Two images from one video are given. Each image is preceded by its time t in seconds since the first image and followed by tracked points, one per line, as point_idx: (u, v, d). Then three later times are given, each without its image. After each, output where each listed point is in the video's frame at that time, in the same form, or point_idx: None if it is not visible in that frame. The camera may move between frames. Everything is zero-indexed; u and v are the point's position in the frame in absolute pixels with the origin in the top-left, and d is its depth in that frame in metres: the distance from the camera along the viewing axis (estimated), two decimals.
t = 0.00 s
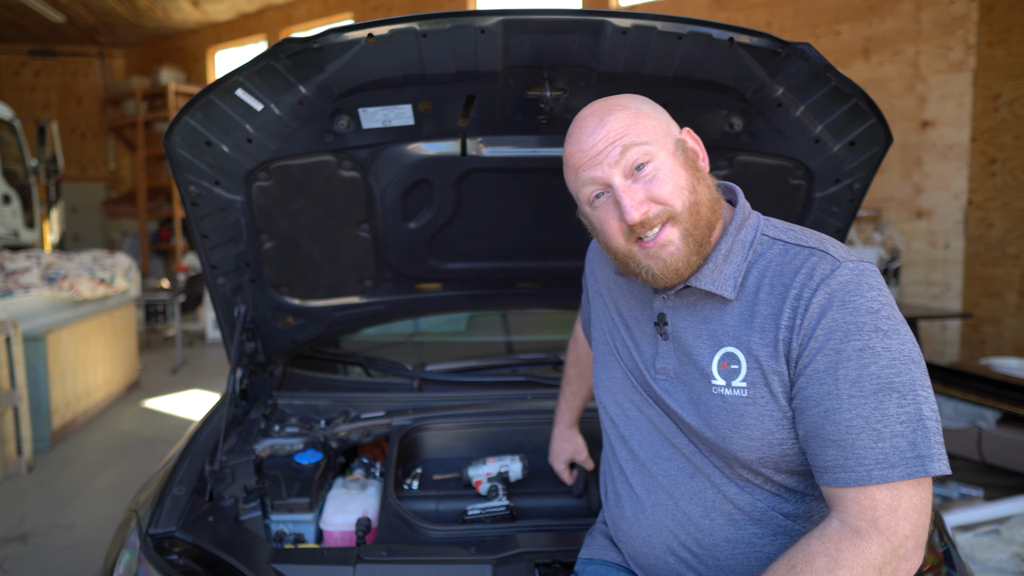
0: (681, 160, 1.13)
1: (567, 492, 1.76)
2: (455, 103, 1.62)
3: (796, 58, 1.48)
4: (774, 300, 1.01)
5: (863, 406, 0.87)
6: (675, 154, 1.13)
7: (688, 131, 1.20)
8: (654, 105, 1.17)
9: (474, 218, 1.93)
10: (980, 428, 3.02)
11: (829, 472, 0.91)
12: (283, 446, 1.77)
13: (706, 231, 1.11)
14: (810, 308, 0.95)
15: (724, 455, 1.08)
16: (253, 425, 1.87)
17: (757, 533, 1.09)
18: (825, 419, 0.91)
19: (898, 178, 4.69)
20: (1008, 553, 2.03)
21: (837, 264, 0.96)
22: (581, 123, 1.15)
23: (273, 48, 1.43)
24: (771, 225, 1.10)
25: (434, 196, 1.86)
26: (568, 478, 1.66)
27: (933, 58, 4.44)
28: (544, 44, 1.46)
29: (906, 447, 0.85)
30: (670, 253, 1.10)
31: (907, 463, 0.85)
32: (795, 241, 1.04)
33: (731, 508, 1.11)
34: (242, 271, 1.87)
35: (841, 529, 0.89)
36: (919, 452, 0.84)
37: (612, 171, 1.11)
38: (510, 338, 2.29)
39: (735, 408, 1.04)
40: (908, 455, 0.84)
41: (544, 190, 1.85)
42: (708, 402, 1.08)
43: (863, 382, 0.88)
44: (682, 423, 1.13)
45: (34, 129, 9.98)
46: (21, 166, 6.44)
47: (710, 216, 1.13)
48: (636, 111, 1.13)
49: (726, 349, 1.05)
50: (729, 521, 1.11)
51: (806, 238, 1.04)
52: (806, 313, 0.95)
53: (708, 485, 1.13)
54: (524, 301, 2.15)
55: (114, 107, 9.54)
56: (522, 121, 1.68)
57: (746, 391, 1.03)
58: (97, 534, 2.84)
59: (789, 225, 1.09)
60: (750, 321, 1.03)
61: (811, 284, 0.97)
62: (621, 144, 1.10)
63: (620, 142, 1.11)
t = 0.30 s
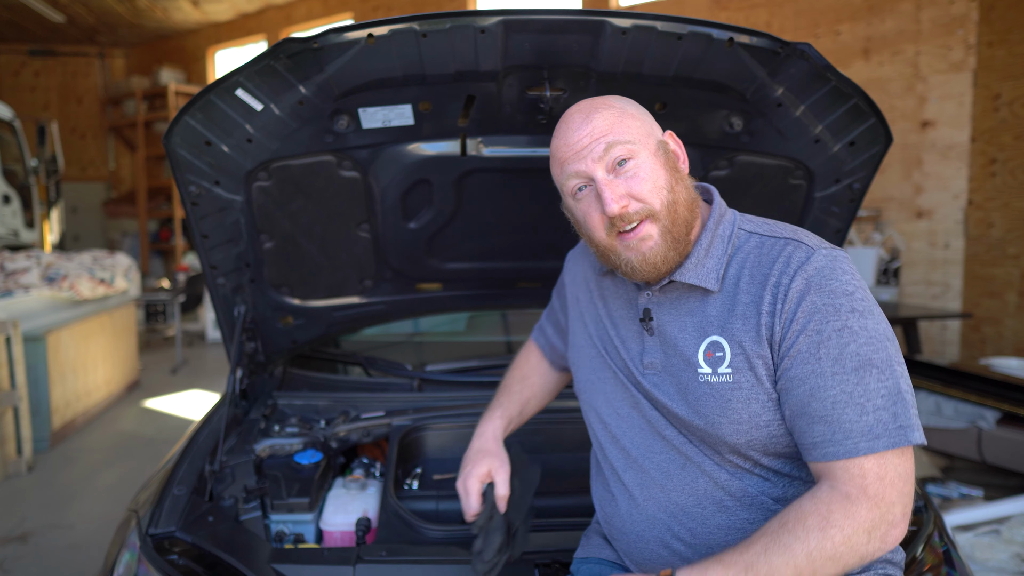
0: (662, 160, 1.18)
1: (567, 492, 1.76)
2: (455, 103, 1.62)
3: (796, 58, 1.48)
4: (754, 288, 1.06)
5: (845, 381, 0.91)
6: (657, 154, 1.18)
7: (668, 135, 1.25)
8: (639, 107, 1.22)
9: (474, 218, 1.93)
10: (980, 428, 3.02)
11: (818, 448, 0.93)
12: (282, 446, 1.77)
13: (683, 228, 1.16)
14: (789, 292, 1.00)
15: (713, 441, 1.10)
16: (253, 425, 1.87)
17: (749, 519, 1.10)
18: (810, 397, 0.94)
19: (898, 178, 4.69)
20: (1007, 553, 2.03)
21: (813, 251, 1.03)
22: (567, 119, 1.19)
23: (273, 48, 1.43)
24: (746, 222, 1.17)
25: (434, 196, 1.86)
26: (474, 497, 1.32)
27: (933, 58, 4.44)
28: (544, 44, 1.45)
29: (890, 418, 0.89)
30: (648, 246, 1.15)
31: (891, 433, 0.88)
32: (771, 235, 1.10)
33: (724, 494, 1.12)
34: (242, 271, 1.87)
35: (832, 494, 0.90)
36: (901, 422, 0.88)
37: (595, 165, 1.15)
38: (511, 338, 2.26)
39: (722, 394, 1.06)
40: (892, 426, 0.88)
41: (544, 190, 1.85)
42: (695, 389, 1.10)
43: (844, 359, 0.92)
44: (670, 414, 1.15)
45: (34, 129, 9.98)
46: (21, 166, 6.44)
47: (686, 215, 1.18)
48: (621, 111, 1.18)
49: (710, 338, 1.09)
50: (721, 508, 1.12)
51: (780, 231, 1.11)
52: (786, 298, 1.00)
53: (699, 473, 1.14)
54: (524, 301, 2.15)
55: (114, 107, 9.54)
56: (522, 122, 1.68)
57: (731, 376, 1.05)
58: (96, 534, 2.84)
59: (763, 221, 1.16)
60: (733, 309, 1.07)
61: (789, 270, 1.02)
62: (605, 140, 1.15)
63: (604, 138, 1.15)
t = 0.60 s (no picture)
0: (637, 162, 1.32)
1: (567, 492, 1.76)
2: (455, 103, 1.63)
3: (796, 58, 1.47)
4: (741, 266, 1.18)
5: (839, 335, 1.04)
6: (632, 156, 1.31)
7: (646, 143, 1.38)
8: (620, 116, 1.35)
9: (474, 218, 1.93)
10: (981, 429, 3.00)
11: (827, 400, 1.03)
12: (282, 446, 1.77)
13: (655, 222, 1.28)
14: (775, 264, 1.13)
15: (721, 421, 1.15)
16: (253, 425, 1.87)
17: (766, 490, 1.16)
18: (811, 355, 1.05)
19: (898, 178, 4.69)
20: (1007, 553, 2.03)
21: (786, 228, 1.18)
22: (550, 119, 1.32)
23: (273, 48, 1.43)
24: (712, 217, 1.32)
25: (434, 196, 1.86)
26: None
27: (933, 58, 4.44)
28: (544, 44, 1.46)
29: (881, 363, 1.02)
30: (620, 235, 1.26)
31: (886, 377, 1.01)
32: (743, 223, 1.25)
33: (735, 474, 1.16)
34: (242, 271, 1.87)
35: (845, 423, 1.00)
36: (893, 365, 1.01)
37: (575, 159, 1.28)
38: (511, 338, 2.26)
39: (724, 372, 1.13)
40: (885, 370, 1.01)
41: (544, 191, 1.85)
42: (697, 373, 1.14)
43: (834, 315, 1.05)
44: (671, 407, 1.18)
45: (34, 129, 9.99)
46: (21, 166, 6.43)
47: (660, 212, 1.30)
48: (601, 116, 1.31)
49: (706, 320, 1.16)
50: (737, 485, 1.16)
51: (746, 219, 1.27)
52: (773, 269, 1.13)
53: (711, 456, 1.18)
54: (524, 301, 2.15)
55: (114, 107, 9.54)
56: (522, 122, 1.68)
57: (731, 352, 1.13)
58: (97, 534, 2.84)
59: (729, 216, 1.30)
60: (723, 288, 1.17)
61: (769, 245, 1.16)
62: (586, 139, 1.28)
63: (585, 136, 1.28)
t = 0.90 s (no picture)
0: (624, 157, 1.32)
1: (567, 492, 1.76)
2: (455, 103, 1.63)
3: (796, 58, 1.47)
4: (725, 257, 1.19)
5: (814, 324, 1.05)
6: (619, 151, 1.32)
7: (632, 141, 1.39)
8: (608, 114, 1.36)
9: (474, 218, 1.93)
10: (981, 428, 2.99)
11: (800, 388, 1.05)
12: (282, 446, 1.77)
13: (640, 214, 1.29)
14: (757, 254, 1.15)
15: (715, 410, 1.14)
16: (252, 425, 1.87)
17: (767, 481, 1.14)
18: (787, 343, 1.07)
19: (898, 178, 4.68)
20: (1007, 553, 2.03)
21: (766, 221, 1.20)
22: (541, 118, 1.34)
23: (273, 48, 1.43)
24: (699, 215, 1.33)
25: (434, 196, 1.86)
26: None
27: (933, 58, 4.44)
28: (544, 44, 1.46)
29: (855, 351, 1.03)
30: (607, 227, 1.26)
31: (857, 366, 1.03)
32: (725, 219, 1.27)
33: (734, 465, 1.14)
34: (242, 271, 1.88)
35: (814, 441, 1.03)
36: (865, 355, 1.03)
37: (563, 154, 1.29)
38: (511, 338, 2.26)
39: (715, 359, 1.12)
40: (856, 360, 1.03)
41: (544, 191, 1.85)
42: (688, 362, 1.14)
43: (810, 305, 1.07)
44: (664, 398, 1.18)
45: (34, 129, 9.99)
46: (21, 166, 6.43)
47: (646, 207, 1.30)
48: (588, 113, 1.32)
49: (695, 308, 1.17)
50: (738, 475, 1.14)
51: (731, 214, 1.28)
52: (754, 259, 1.15)
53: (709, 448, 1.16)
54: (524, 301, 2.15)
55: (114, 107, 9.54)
56: (522, 122, 1.68)
57: (720, 339, 1.13)
58: (97, 534, 2.85)
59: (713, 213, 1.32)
60: (710, 278, 1.18)
61: (751, 237, 1.18)
62: (573, 135, 1.29)
63: (572, 132, 1.29)
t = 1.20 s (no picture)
0: (635, 157, 1.32)
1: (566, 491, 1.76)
2: (455, 103, 1.63)
3: (796, 58, 1.48)
4: (724, 255, 1.20)
5: (806, 320, 1.05)
6: (630, 151, 1.32)
7: (644, 141, 1.39)
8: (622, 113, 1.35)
9: (474, 217, 1.93)
10: (980, 428, 2.99)
11: (786, 382, 1.05)
12: (282, 446, 1.77)
13: (647, 214, 1.28)
14: (755, 251, 1.15)
15: (715, 406, 1.14)
16: (252, 425, 1.87)
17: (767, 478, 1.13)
18: (778, 338, 1.07)
19: (898, 178, 4.68)
20: (1007, 553, 2.03)
21: (766, 221, 1.20)
22: (557, 110, 1.33)
23: (273, 48, 1.43)
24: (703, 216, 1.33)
25: (434, 196, 1.86)
26: None
27: (933, 58, 4.44)
28: (545, 44, 1.46)
29: (847, 348, 1.03)
30: (614, 224, 1.27)
31: (845, 364, 1.02)
32: (728, 219, 1.27)
33: (735, 463, 1.14)
34: (242, 271, 1.88)
35: (797, 434, 1.02)
36: (854, 353, 1.03)
37: (576, 149, 1.29)
38: (511, 338, 2.26)
39: (714, 356, 1.12)
40: (845, 357, 1.02)
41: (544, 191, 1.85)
42: (689, 358, 1.14)
43: (805, 302, 1.07)
44: (665, 394, 1.18)
45: (34, 129, 9.99)
46: (21, 166, 6.43)
47: (653, 206, 1.30)
48: (603, 111, 1.31)
49: (695, 305, 1.17)
50: (738, 473, 1.14)
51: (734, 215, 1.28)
52: (752, 257, 1.15)
53: (709, 446, 1.16)
54: (524, 301, 2.15)
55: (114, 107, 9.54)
56: (522, 122, 1.68)
57: (719, 336, 1.13)
58: (98, 534, 2.84)
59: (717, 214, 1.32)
60: (708, 275, 1.19)
61: (750, 236, 1.18)
62: (588, 131, 1.29)
63: (586, 129, 1.29)
